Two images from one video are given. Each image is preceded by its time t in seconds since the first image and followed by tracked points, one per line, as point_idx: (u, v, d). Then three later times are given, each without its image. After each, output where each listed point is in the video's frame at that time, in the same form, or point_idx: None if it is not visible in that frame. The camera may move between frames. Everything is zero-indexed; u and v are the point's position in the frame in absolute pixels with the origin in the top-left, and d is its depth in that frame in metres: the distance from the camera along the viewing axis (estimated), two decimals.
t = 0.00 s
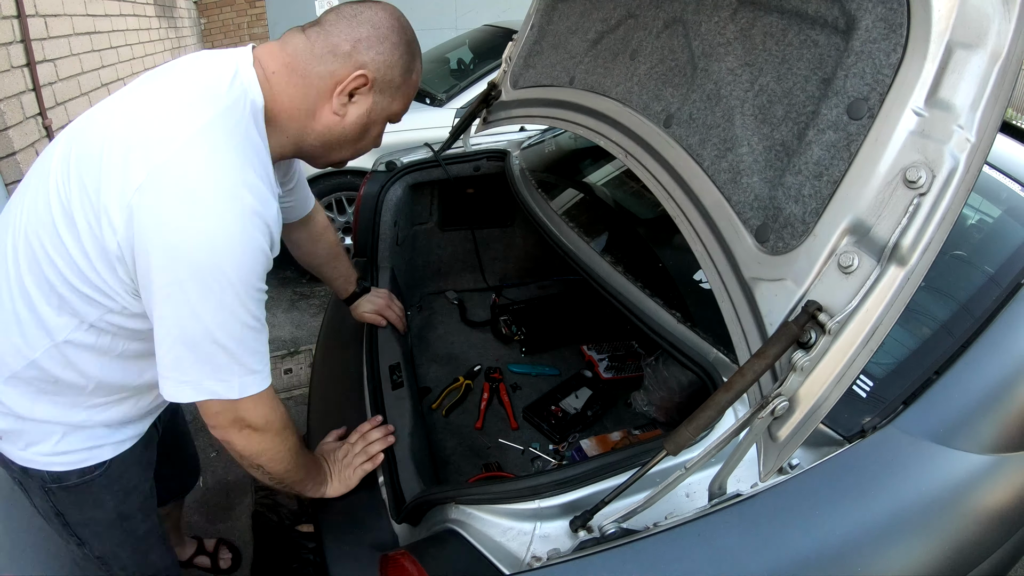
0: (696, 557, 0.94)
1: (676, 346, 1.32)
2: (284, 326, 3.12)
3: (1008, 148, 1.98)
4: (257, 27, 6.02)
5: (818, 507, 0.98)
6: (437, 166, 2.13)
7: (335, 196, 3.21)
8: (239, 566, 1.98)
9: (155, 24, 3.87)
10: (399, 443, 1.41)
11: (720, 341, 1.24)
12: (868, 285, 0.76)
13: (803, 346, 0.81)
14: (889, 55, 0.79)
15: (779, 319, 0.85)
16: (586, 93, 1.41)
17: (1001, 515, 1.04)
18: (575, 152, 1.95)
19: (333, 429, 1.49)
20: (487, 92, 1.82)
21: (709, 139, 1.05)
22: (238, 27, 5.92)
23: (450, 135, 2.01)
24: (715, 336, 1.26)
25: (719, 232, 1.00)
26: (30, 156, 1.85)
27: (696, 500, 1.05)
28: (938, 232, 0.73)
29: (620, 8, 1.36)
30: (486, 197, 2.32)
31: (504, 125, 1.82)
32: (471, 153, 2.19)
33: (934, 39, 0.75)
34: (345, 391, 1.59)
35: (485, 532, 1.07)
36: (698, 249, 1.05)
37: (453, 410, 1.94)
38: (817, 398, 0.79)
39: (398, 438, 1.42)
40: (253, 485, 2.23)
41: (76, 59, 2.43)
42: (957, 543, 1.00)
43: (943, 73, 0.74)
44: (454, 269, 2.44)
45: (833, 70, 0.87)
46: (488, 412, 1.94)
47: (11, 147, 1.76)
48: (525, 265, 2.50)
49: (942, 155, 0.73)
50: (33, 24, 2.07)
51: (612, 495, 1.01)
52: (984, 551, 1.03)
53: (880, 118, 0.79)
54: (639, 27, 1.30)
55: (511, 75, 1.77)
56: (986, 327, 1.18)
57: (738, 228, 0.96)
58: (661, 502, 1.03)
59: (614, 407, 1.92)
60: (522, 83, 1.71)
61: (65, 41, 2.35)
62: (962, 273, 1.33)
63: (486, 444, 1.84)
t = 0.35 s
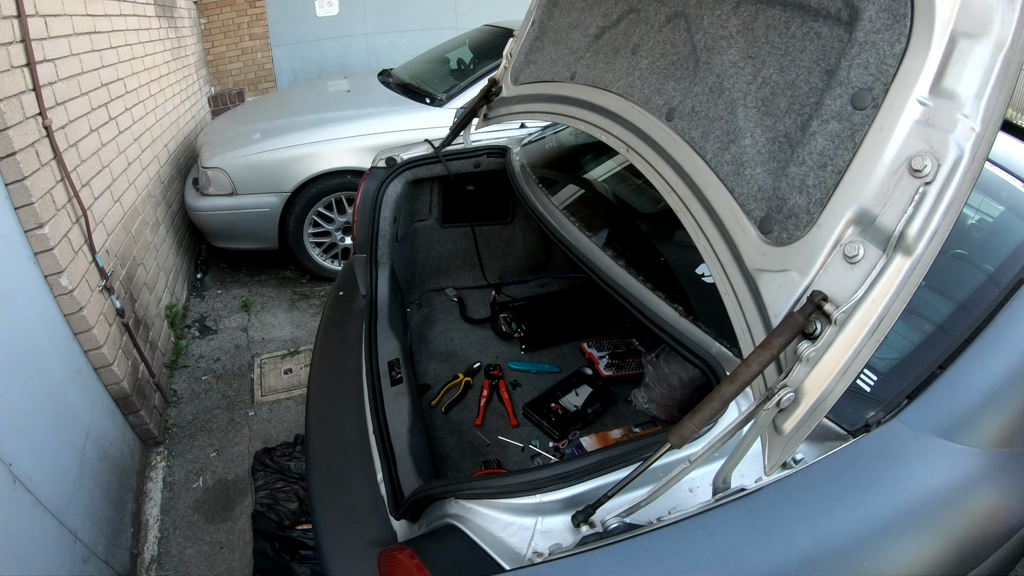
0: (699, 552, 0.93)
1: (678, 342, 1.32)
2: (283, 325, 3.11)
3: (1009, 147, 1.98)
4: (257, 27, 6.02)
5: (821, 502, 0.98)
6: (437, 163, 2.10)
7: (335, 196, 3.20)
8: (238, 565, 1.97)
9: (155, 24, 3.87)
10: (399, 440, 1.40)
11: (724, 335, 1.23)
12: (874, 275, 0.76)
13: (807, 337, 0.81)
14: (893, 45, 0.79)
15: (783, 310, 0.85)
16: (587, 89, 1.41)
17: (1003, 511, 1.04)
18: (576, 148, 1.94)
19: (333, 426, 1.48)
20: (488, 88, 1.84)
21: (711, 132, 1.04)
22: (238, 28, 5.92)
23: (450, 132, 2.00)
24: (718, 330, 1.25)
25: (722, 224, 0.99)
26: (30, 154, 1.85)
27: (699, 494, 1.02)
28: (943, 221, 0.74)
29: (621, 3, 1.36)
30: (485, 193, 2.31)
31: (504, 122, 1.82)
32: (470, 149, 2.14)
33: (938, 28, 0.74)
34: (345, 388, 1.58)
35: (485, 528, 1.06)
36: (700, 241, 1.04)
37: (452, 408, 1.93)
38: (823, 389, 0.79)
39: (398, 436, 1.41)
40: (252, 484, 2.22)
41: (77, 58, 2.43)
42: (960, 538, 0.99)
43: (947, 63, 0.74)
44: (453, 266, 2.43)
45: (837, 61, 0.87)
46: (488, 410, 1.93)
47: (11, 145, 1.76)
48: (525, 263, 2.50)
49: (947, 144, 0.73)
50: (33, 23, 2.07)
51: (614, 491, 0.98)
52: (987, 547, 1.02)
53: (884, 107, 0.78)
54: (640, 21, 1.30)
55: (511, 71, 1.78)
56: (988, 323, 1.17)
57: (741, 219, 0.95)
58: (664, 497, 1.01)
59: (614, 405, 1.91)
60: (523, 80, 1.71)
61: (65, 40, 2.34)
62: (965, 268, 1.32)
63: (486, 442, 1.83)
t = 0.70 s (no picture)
0: (699, 558, 0.94)
1: (679, 349, 1.33)
2: (283, 325, 3.11)
3: (1010, 150, 1.98)
4: (257, 27, 6.00)
5: (821, 509, 0.98)
6: (438, 165, 2.09)
7: (335, 196, 3.20)
8: (239, 565, 1.97)
9: (155, 24, 3.86)
10: (400, 444, 1.41)
11: (724, 342, 1.23)
12: (876, 289, 0.77)
13: (809, 349, 0.82)
14: (898, 57, 0.79)
15: (784, 322, 0.85)
16: (589, 93, 1.41)
17: (1001, 516, 1.05)
18: (576, 150, 1.93)
19: (334, 429, 1.49)
20: (488, 91, 1.85)
21: (714, 140, 1.05)
22: (238, 27, 5.89)
23: (450, 134, 2.00)
24: (718, 337, 1.26)
25: (724, 234, 0.99)
26: (30, 154, 1.84)
27: (700, 503, 1.03)
28: (945, 235, 0.75)
29: (624, 7, 1.36)
30: (486, 195, 2.31)
31: (504, 124, 1.82)
32: (472, 151, 2.13)
33: (943, 41, 0.75)
34: (346, 390, 1.59)
35: (488, 535, 1.06)
36: (702, 250, 1.05)
37: (453, 410, 1.94)
38: (824, 402, 0.79)
39: (400, 440, 1.42)
40: (253, 484, 2.22)
41: (76, 57, 2.42)
42: (958, 544, 1.00)
43: (952, 77, 0.74)
44: (454, 267, 2.44)
45: (841, 71, 0.87)
46: (488, 412, 1.94)
47: (11, 145, 1.76)
48: (526, 264, 2.50)
49: (951, 159, 0.74)
50: (33, 23, 2.07)
51: (616, 499, 1.00)
52: (985, 553, 1.03)
53: (888, 120, 0.79)
54: (643, 27, 1.30)
55: (512, 74, 1.78)
56: (989, 329, 1.18)
57: (743, 230, 0.96)
58: (665, 505, 1.02)
59: (614, 407, 1.92)
60: (524, 83, 1.71)
61: (65, 40, 2.34)
62: (967, 273, 1.32)
63: (486, 444, 1.83)
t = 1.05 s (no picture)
0: (699, 558, 0.94)
1: (679, 349, 1.33)
2: (283, 325, 3.12)
3: (1010, 151, 1.98)
4: (257, 27, 6.00)
5: (821, 509, 0.98)
6: (438, 165, 2.09)
7: (335, 196, 3.20)
8: (239, 565, 1.97)
9: (155, 24, 3.86)
10: (400, 444, 1.41)
11: (724, 342, 1.23)
12: (876, 288, 0.77)
13: (809, 349, 0.81)
14: (898, 57, 0.79)
15: (784, 321, 0.85)
16: (589, 93, 1.41)
17: (1001, 516, 1.05)
18: (575, 150, 1.93)
19: (334, 428, 1.49)
20: (488, 91, 1.85)
21: (714, 140, 1.05)
22: (238, 27, 5.89)
23: (450, 134, 2.00)
24: (718, 337, 1.26)
25: (724, 234, 0.99)
26: (30, 154, 1.84)
27: (700, 502, 1.03)
28: (945, 234, 0.75)
29: (623, 7, 1.36)
30: (486, 195, 2.31)
31: (504, 124, 1.82)
32: (472, 151, 2.13)
33: (943, 40, 0.75)
34: (346, 390, 1.59)
35: (487, 535, 1.06)
36: (702, 250, 1.05)
37: (453, 410, 1.94)
38: (823, 401, 0.79)
39: (399, 440, 1.42)
40: (253, 484, 2.22)
41: (76, 58, 2.42)
42: (958, 544, 1.00)
43: (952, 77, 0.74)
44: (454, 267, 2.44)
45: (841, 71, 0.87)
46: (488, 412, 1.94)
47: (11, 145, 1.76)
48: (526, 264, 2.50)
49: (951, 158, 0.74)
50: (33, 23, 2.07)
51: (615, 499, 1.00)
52: (985, 553, 1.03)
53: (888, 120, 0.79)
54: (643, 26, 1.30)
55: (512, 74, 1.78)
56: (989, 329, 1.18)
57: (743, 230, 0.95)
58: (665, 505, 1.02)
59: (614, 407, 1.92)
60: (524, 83, 1.71)
61: (65, 40, 2.34)
62: (967, 273, 1.32)
63: (486, 444, 1.83)
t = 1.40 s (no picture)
0: (699, 558, 0.94)
1: (679, 349, 1.33)
2: (283, 325, 3.12)
3: (1010, 151, 1.99)
4: (257, 27, 6.00)
5: (821, 509, 0.98)
6: (438, 165, 2.09)
7: (335, 196, 3.20)
8: (239, 565, 1.98)
9: (155, 24, 3.86)
10: (400, 444, 1.41)
11: (724, 342, 1.23)
12: (875, 288, 0.77)
13: (809, 348, 0.81)
14: (898, 57, 0.79)
15: (784, 321, 0.85)
16: (589, 94, 1.41)
17: (1001, 516, 1.05)
18: (576, 150, 1.93)
19: (334, 428, 1.49)
20: (488, 91, 1.84)
21: (714, 140, 1.05)
22: (238, 27, 5.89)
23: (450, 134, 2.00)
24: (718, 338, 1.26)
25: (724, 234, 0.99)
26: (30, 154, 1.84)
27: (700, 502, 1.03)
28: (945, 234, 0.75)
29: (623, 7, 1.36)
30: (486, 195, 2.31)
31: (504, 124, 1.82)
32: (472, 151, 2.13)
33: (943, 40, 0.75)
34: (346, 390, 1.59)
35: (487, 534, 1.06)
36: (702, 249, 1.05)
37: (453, 410, 1.94)
38: (823, 401, 0.79)
39: (399, 440, 1.42)
40: (253, 484, 2.22)
41: (76, 58, 2.42)
42: (958, 544, 1.00)
43: (952, 77, 0.74)
44: (454, 267, 2.44)
45: (841, 71, 0.87)
46: (488, 412, 1.94)
47: (11, 145, 1.76)
48: (526, 264, 2.50)
49: (951, 158, 0.74)
50: (33, 23, 2.07)
51: (615, 499, 1.00)
52: (985, 553, 1.03)
53: (888, 120, 0.79)
54: (643, 26, 1.30)
55: (512, 74, 1.78)
56: (989, 329, 1.18)
57: (743, 230, 0.95)
58: (665, 505, 1.02)
59: (614, 407, 1.92)
60: (524, 83, 1.71)
61: (65, 40, 2.34)
62: (967, 273, 1.32)
63: (486, 444, 1.83)
